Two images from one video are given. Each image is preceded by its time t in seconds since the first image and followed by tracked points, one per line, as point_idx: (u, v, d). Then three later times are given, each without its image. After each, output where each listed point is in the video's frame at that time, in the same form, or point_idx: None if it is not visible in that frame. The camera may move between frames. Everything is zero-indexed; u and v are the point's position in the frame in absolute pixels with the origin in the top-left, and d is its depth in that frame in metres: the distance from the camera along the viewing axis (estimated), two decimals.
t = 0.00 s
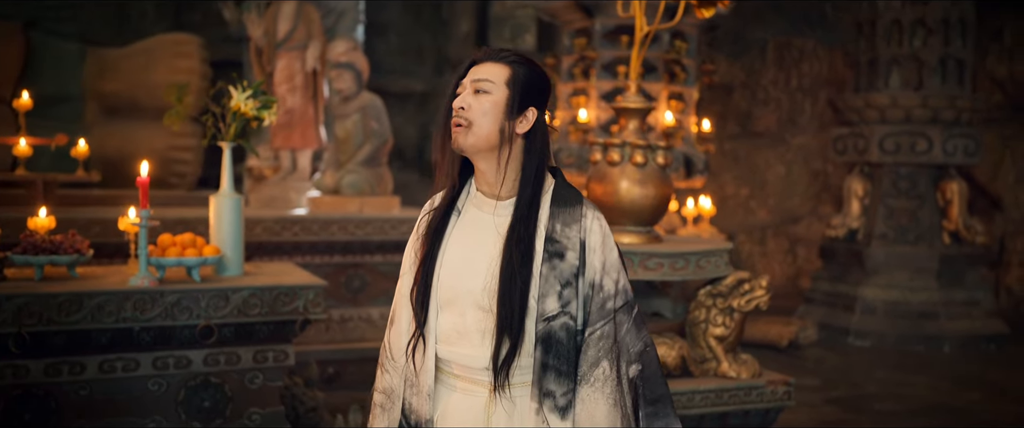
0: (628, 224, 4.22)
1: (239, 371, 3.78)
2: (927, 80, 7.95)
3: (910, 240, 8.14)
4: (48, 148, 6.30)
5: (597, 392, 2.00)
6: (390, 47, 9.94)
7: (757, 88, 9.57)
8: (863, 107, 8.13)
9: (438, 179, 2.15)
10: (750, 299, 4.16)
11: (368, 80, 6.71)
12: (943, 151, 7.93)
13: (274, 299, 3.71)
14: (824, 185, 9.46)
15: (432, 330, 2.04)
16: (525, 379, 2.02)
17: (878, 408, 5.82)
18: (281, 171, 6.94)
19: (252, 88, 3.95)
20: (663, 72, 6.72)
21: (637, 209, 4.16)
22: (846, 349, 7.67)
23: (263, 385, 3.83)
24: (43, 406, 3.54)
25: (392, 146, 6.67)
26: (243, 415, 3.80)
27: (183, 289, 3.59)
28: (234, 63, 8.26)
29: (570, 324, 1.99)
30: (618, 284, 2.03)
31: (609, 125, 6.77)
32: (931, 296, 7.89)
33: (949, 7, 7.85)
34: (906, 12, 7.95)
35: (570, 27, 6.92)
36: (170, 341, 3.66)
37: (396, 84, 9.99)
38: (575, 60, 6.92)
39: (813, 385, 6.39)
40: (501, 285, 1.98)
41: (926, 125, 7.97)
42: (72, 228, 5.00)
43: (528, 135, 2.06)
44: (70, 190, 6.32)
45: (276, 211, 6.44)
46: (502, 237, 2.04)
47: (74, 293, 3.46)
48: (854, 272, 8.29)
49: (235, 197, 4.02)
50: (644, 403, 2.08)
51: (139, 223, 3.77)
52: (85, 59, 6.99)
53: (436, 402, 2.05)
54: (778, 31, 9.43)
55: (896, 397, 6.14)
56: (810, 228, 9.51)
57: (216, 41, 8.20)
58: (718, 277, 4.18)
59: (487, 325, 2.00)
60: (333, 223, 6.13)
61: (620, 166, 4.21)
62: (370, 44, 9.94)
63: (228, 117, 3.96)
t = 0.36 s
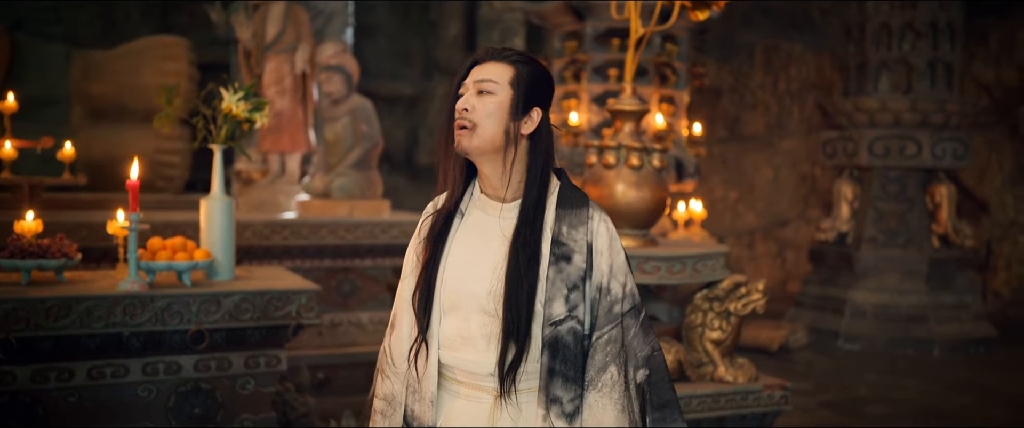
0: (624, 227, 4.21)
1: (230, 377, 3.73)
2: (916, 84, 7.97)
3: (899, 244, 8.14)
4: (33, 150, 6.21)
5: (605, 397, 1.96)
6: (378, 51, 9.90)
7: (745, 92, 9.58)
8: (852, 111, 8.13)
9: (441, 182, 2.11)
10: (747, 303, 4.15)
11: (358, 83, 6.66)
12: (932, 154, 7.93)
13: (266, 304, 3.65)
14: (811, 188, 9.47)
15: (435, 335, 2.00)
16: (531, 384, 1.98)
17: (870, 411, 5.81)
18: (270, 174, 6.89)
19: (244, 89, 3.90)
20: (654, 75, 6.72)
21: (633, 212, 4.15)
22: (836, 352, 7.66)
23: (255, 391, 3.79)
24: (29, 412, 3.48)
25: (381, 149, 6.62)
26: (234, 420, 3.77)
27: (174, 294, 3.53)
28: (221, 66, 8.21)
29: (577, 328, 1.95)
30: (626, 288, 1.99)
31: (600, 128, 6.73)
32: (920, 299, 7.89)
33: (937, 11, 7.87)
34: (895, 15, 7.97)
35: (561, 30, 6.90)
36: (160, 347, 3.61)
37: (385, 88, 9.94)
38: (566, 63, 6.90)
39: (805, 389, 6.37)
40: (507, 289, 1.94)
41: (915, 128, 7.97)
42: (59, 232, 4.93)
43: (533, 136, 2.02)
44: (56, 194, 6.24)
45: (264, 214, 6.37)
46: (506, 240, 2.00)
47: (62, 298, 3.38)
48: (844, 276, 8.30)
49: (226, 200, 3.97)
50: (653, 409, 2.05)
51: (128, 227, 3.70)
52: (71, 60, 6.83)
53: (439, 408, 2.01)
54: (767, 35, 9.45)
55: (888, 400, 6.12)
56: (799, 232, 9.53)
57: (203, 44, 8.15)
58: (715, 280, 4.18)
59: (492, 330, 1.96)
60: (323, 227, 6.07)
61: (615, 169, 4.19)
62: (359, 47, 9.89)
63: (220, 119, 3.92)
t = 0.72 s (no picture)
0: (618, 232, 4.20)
1: (219, 385, 3.65)
2: (902, 90, 7.98)
3: (887, 249, 8.14)
4: (16, 156, 6.13)
5: (613, 404, 1.92)
6: (364, 54, 9.88)
7: (731, 97, 9.57)
8: (840, 116, 8.14)
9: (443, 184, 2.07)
10: (742, 309, 4.14)
11: (345, 87, 6.59)
12: (919, 159, 7.94)
13: (256, 310, 3.59)
14: (797, 193, 9.52)
15: (437, 339, 1.96)
16: (537, 391, 1.94)
17: (860, 416, 5.81)
18: (256, 180, 6.82)
19: (233, 92, 3.84)
20: (643, 79, 6.71)
21: (628, 216, 4.14)
22: (824, 357, 7.66)
23: (245, 399, 3.70)
24: (15, 420, 3.42)
25: (370, 154, 6.56)
26: None
27: (163, 300, 3.47)
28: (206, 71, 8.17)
29: (584, 332, 1.91)
30: (634, 292, 1.95)
31: (589, 133, 6.75)
32: (908, 303, 7.90)
33: (923, 16, 7.89)
34: (881, 21, 7.98)
35: (549, 34, 6.88)
36: (149, 354, 3.54)
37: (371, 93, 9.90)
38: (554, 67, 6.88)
39: (795, 394, 6.35)
40: (512, 293, 1.89)
41: (902, 133, 7.98)
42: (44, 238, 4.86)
43: (537, 137, 1.98)
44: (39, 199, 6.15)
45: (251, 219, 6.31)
46: (511, 243, 1.96)
47: (48, 305, 3.33)
48: (831, 281, 8.30)
49: (215, 204, 3.90)
50: (661, 415, 2.01)
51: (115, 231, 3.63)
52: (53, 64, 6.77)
53: (441, 416, 1.97)
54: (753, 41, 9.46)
55: (878, 405, 6.11)
56: (785, 238, 9.57)
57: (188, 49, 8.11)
58: (709, 286, 4.17)
59: (497, 335, 1.91)
60: (311, 232, 6.00)
61: (609, 173, 4.17)
62: (344, 52, 9.87)
63: (209, 122, 3.86)
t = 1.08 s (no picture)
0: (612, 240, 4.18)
1: (208, 394, 3.58)
2: (890, 97, 7.98)
3: (875, 256, 8.13)
4: None
5: (622, 413, 1.88)
6: (352, 61, 9.77)
7: (718, 104, 9.51)
8: (828, 123, 8.15)
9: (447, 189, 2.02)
10: (737, 316, 4.12)
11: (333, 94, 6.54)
12: (906, 167, 7.94)
13: (246, 319, 3.53)
14: (784, 201, 9.51)
15: (441, 348, 1.91)
16: (543, 400, 1.90)
17: (851, 423, 5.79)
18: (243, 187, 6.75)
19: (224, 97, 3.79)
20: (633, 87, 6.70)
21: (622, 223, 4.12)
22: (813, 364, 7.64)
23: (235, 409, 3.64)
24: None
25: (359, 161, 6.51)
26: None
27: (152, 308, 3.40)
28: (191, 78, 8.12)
29: (592, 340, 1.87)
30: (642, 299, 1.92)
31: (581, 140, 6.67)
32: (896, 311, 7.87)
33: (910, 24, 7.90)
34: (868, 29, 8.01)
35: (540, 40, 6.89)
36: (138, 363, 3.48)
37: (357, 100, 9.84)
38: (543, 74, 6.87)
39: (786, 401, 6.33)
40: (518, 300, 1.85)
41: (889, 141, 7.98)
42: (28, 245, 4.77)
43: (544, 142, 1.95)
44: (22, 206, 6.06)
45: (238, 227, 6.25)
46: (517, 249, 1.92)
47: (35, 313, 3.26)
48: (820, 288, 8.29)
49: (204, 211, 3.85)
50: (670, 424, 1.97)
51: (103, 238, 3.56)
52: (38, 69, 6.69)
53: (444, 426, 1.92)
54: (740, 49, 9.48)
55: (869, 413, 6.09)
56: (771, 245, 9.55)
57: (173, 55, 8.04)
58: (705, 293, 4.14)
59: (503, 343, 1.87)
60: (300, 239, 5.96)
61: (604, 180, 4.15)
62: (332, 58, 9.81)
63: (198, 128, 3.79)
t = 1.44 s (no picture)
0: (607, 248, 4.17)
1: (199, 405, 3.52)
2: (878, 106, 7.98)
3: (863, 264, 8.10)
4: None
5: (632, 424, 1.83)
6: (340, 71, 9.69)
7: (706, 113, 9.53)
8: (816, 132, 8.14)
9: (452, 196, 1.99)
10: (733, 325, 4.11)
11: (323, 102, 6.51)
12: (895, 175, 7.90)
13: (238, 329, 3.47)
14: (771, 209, 9.52)
15: (446, 358, 1.87)
16: (552, 411, 1.86)
17: None
18: (231, 195, 6.70)
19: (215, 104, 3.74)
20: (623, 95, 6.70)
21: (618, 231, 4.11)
22: (803, 373, 7.62)
23: (225, 420, 3.56)
24: None
25: (348, 169, 6.45)
26: None
27: (142, 318, 3.34)
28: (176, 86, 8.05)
29: (602, 350, 1.83)
30: (651, 307, 1.88)
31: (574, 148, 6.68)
32: (885, 319, 7.86)
33: (898, 34, 7.90)
34: (856, 38, 8.02)
35: (530, 48, 6.88)
36: (127, 375, 3.43)
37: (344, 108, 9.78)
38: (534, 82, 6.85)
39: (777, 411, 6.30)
40: (526, 309, 1.81)
41: (877, 150, 7.96)
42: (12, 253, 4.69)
43: (551, 149, 1.92)
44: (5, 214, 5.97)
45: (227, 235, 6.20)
46: (524, 257, 1.88)
47: (23, 323, 3.18)
48: (809, 297, 8.28)
49: (195, 220, 3.79)
50: None
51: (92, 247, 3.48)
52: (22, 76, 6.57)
53: None
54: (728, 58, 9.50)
55: (861, 421, 6.07)
56: (759, 254, 9.57)
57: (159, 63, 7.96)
58: (701, 302, 4.15)
59: (510, 353, 1.83)
60: (289, 248, 5.90)
61: (599, 188, 4.15)
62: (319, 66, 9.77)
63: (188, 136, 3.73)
